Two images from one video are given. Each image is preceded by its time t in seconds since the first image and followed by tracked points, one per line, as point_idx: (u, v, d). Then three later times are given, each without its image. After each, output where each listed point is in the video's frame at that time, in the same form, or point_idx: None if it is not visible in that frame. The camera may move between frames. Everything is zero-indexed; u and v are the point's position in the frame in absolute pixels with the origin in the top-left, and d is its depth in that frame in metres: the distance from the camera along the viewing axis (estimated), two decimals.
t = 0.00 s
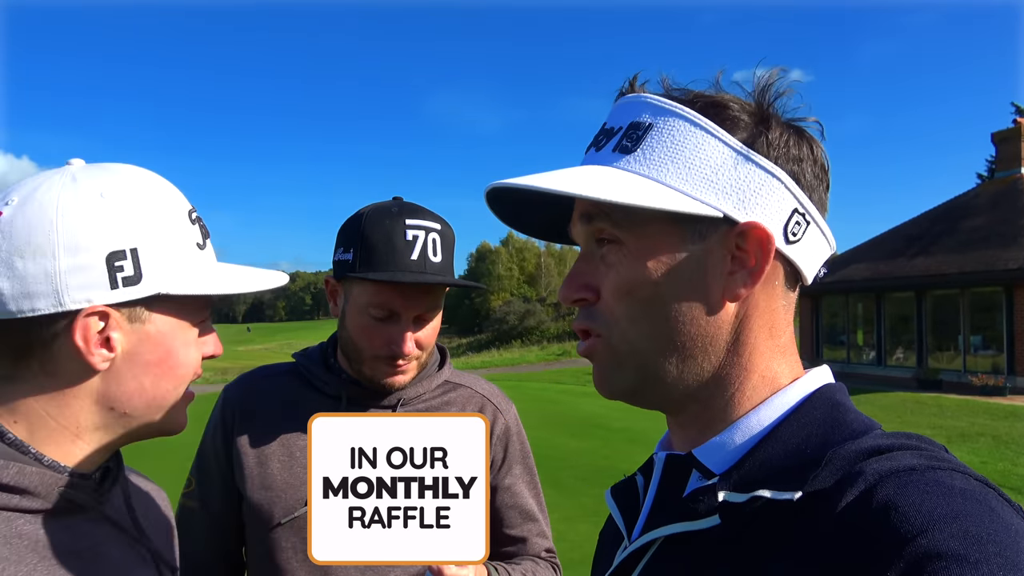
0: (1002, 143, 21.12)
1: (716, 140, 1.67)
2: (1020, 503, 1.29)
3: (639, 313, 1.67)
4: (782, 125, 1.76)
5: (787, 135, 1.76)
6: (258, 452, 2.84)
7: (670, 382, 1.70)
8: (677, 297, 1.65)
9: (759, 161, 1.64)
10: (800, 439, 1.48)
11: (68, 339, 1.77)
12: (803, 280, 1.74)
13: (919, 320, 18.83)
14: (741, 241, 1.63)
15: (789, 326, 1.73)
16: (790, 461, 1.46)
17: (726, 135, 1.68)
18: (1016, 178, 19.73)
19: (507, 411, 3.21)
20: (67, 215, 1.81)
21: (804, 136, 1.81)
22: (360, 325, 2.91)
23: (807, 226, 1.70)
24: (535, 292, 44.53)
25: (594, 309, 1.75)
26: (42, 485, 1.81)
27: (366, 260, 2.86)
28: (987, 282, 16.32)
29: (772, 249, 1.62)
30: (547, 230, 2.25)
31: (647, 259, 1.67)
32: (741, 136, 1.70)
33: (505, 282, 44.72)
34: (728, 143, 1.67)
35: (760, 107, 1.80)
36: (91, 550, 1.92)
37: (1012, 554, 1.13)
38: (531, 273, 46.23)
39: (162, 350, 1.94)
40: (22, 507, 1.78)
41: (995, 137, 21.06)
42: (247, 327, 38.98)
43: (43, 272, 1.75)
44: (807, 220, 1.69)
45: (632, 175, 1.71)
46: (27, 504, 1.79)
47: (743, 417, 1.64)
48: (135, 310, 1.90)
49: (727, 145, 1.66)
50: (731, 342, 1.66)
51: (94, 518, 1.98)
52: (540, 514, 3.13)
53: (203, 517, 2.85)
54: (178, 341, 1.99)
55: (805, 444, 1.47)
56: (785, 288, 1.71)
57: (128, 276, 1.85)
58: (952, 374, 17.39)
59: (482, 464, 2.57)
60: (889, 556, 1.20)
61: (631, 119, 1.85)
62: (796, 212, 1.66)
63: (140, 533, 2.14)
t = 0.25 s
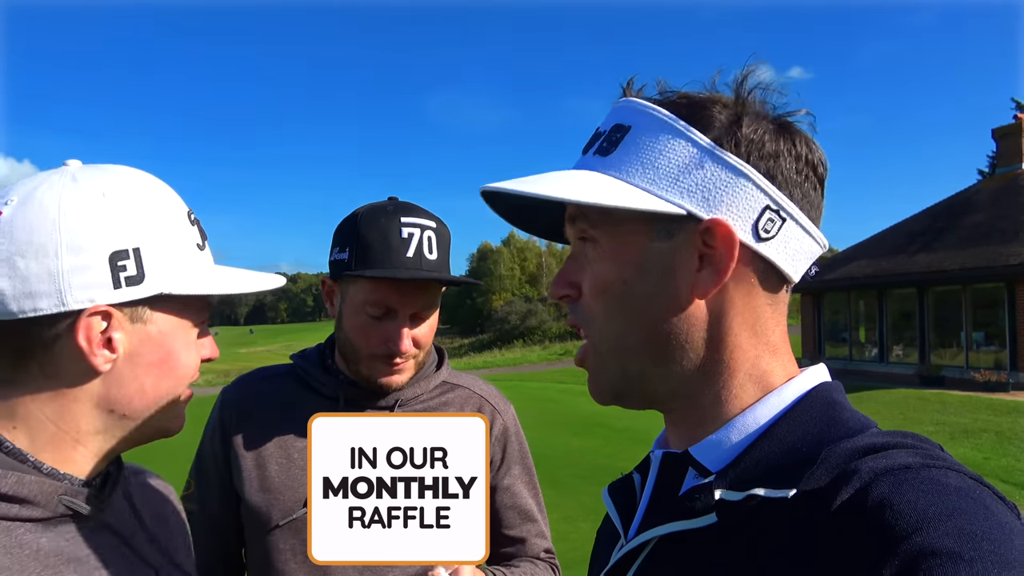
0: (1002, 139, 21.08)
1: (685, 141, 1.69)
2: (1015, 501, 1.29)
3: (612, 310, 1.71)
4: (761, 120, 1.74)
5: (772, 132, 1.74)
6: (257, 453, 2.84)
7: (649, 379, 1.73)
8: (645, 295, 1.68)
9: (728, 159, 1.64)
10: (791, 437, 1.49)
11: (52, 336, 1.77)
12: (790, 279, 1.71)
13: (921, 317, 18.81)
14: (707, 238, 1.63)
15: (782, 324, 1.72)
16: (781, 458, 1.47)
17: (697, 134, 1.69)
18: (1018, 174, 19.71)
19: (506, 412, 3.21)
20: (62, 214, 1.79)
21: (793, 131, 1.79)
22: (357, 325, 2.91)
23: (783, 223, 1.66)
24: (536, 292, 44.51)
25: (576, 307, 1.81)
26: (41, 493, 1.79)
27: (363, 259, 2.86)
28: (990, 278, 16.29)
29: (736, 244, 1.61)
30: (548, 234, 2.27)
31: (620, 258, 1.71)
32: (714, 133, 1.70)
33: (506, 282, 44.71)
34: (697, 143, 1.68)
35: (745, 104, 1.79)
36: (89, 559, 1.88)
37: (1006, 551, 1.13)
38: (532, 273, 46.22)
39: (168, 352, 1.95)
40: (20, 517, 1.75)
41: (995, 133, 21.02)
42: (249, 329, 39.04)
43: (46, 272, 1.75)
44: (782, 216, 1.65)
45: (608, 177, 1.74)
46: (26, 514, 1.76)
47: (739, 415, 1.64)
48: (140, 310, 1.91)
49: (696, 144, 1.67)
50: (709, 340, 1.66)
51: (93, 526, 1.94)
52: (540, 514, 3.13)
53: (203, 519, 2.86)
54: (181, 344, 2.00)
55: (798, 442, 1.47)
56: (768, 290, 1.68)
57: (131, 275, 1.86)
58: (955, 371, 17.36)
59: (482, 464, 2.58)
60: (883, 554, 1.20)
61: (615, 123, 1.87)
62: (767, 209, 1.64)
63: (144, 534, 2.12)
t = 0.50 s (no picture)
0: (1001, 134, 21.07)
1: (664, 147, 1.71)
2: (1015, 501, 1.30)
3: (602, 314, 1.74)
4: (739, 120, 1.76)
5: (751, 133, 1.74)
6: (251, 457, 2.85)
7: (642, 381, 1.75)
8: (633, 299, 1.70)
9: (706, 162, 1.66)
10: (794, 436, 1.50)
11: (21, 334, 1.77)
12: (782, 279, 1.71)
13: (922, 313, 18.79)
14: (690, 240, 1.64)
15: (780, 324, 1.72)
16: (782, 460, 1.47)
17: (675, 138, 1.71)
18: (1017, 169, 19.70)
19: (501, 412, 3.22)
20: (49, 210, 1.80)
21: (775, 129, 1.79)
22: (347, 321, 2.93)
23: (767, 221, 1.65)
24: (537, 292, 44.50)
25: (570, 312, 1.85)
26: (63, 482, 1.80)
27: (353, 255, 2.86)
28: (990, 273, 16.27)
29: (718, 244, 1.61)
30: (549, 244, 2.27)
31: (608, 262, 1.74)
32: (691, 137, 1.72)
33: (506, 282, 44.70)
34: (676, 147, 1.70)
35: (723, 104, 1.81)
36: (117, 549, 1.89)
37: (1007, 552, 1.14)
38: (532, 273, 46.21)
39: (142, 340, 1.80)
40: (44, 505, 1.78)
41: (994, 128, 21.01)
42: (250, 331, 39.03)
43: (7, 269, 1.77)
44: (765, 214, 1.65)
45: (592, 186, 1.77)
46: (50, 502, 1.79)
47: (741, 416, 1.63)
48: (99, 304, 1.79)
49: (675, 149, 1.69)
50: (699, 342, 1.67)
51: (118, 516, 1.94)
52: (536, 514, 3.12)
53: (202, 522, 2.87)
54: (163, 330, 1.84)
55: (801, 443, 1.48)
56: (758, 289, 1.67)
57: (61, 268, 1.74)
58: (956, 367, 17.35)
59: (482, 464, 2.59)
60: (886, 555, 1.20)
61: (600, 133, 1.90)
62: (748, 208, 1.64)
63: (171, 528, 2.10)
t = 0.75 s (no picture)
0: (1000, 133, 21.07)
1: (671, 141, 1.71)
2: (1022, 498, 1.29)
3: (611, 309, 1.73)
4: (745, 114, 1.75)
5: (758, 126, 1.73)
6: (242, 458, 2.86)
7: (649, 379, 1.74)
8: (642, 293, 1.69)
9: (717, 156, 1.66)
10: (803, 431, 1.49)
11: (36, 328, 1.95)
12: (790, 274, 1.71)
13: (921, 312, 18.80)
14: (701, 236, 1.64)
15: (787, 320, 1.72)
16: (791, 455, 1.47)
17: (682, 134, 1.71)
18: (1016, 168, 19.70)
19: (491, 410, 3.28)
20: (55, 219, 1.95)
21: (779, 123, 1.79)
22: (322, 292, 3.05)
23: (776, 217, 1.66)
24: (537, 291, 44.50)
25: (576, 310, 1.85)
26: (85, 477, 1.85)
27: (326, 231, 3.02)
28: (989, 273, 16.28)
29: (729, 240, 1.61)
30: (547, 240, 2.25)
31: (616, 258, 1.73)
32: (697, 132, 1.72)
33: (506, 281, 44.71)
34: (683, 143, 1.69)
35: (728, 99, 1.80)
36: (145, 540, 1.95)
37: (1014, 549, 1.13)
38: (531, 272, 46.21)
39: (91, 340, 1.81)
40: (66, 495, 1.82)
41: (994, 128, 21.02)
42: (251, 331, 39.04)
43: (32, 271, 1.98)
44: (774, 210, 1.65)
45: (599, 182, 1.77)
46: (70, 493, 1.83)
47: (745, 413, 1.63)
48: (68, 301, 1.84)
49: (682, 143, 1.69)
50: (710, 339, 1.67)
51: (145, 508, 1.99)
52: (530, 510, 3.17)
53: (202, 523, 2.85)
54: (113, 331, 1.82)
55: (806, 439, 1.48)
56: (767, 282, 1.68)
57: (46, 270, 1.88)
58: (956, 366, 17.36)
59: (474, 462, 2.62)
60: (891, 551, 1.19)
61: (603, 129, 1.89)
62: (758, 203, 1.64)
63: (203, 524, 2.17)
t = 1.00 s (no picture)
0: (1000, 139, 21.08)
1: (730, 130, 1.65)
2: (1011, 489, 1.30)
3: (657, 300, 1.61)
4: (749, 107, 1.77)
5: (757, 123, 1.74)
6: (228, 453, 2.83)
7: (683, 373, 1.64)
8: (694, 286, 1.60)
9: (772, 155, 1.67)
10: (796, 428, 1.49)
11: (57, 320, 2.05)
12: (791, 263, 1.77)
13: (919, 317, 18.83)
14: (753, 229, 1.62)
15: (782, 314, 1.73)
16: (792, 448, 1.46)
17: (737, 123, 1.67)
18: (1016, 174, 19.71)
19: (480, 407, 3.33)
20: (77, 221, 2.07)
21: (773, 117, 1.80)
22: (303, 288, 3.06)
23: (803, 216, 1.77)
24: (535, 293, 44.50)
25: (608, 298, 1.65)
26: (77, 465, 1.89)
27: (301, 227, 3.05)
28: (987, 278, 16.30)
29: (781, 236, 1.62)
30: (539, 210, 2.19)
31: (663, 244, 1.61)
32: (748, 125, 1.72)
33: (505, 282, 44.73)
34: (741, 132, 1.65)
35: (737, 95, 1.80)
36: (147, 525, 1.99)
37: (1003, 539, 1.13)
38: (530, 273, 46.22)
39: (99, 334, 1.90)
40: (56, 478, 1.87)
41: (994, 133, 21.04)
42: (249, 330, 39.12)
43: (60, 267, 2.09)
44: (803, 206, 1.76)
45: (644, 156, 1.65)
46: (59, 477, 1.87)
47: (738, 404, 1.65)
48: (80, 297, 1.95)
49: (742, 134, 1.65)
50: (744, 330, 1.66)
51: (155, 499, 2.04)
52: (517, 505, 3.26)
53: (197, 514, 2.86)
54: (117, 325, 1.91)
55: (800, 430, 1.48)
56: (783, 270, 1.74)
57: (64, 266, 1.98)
58: (953, 371, 17.38)
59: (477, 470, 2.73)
60: (882, 541, 1.20)
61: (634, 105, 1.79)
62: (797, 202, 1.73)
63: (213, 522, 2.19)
